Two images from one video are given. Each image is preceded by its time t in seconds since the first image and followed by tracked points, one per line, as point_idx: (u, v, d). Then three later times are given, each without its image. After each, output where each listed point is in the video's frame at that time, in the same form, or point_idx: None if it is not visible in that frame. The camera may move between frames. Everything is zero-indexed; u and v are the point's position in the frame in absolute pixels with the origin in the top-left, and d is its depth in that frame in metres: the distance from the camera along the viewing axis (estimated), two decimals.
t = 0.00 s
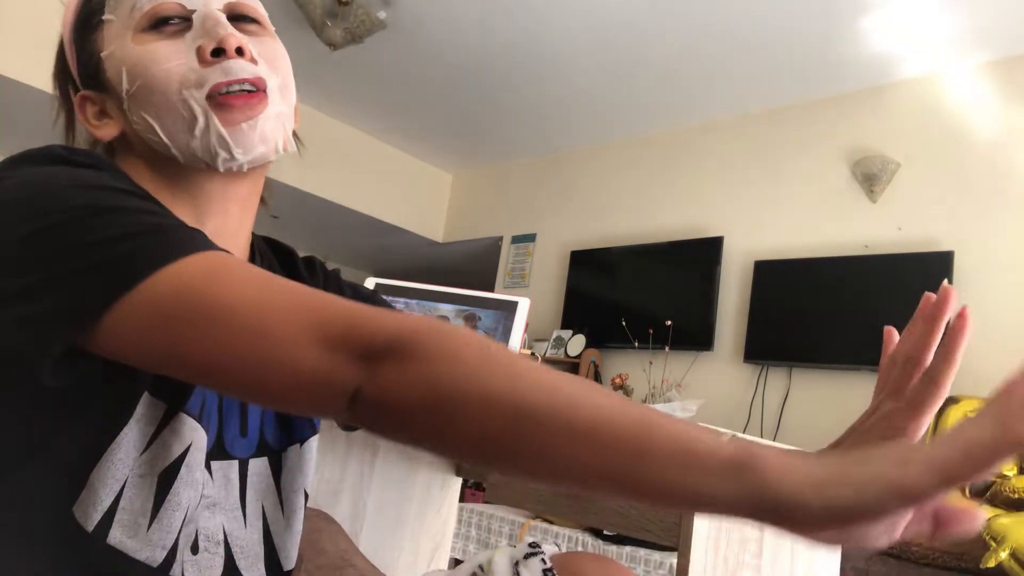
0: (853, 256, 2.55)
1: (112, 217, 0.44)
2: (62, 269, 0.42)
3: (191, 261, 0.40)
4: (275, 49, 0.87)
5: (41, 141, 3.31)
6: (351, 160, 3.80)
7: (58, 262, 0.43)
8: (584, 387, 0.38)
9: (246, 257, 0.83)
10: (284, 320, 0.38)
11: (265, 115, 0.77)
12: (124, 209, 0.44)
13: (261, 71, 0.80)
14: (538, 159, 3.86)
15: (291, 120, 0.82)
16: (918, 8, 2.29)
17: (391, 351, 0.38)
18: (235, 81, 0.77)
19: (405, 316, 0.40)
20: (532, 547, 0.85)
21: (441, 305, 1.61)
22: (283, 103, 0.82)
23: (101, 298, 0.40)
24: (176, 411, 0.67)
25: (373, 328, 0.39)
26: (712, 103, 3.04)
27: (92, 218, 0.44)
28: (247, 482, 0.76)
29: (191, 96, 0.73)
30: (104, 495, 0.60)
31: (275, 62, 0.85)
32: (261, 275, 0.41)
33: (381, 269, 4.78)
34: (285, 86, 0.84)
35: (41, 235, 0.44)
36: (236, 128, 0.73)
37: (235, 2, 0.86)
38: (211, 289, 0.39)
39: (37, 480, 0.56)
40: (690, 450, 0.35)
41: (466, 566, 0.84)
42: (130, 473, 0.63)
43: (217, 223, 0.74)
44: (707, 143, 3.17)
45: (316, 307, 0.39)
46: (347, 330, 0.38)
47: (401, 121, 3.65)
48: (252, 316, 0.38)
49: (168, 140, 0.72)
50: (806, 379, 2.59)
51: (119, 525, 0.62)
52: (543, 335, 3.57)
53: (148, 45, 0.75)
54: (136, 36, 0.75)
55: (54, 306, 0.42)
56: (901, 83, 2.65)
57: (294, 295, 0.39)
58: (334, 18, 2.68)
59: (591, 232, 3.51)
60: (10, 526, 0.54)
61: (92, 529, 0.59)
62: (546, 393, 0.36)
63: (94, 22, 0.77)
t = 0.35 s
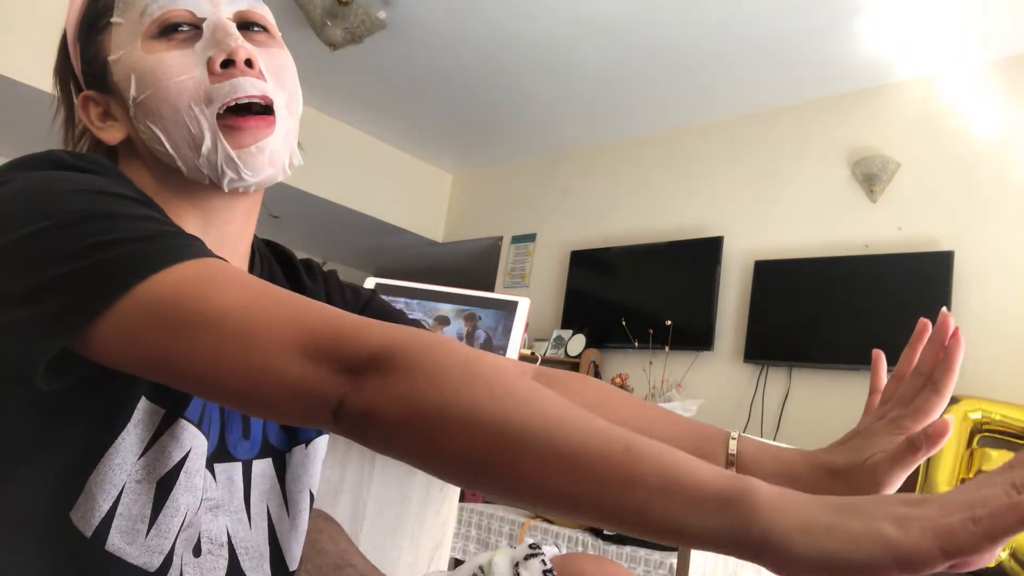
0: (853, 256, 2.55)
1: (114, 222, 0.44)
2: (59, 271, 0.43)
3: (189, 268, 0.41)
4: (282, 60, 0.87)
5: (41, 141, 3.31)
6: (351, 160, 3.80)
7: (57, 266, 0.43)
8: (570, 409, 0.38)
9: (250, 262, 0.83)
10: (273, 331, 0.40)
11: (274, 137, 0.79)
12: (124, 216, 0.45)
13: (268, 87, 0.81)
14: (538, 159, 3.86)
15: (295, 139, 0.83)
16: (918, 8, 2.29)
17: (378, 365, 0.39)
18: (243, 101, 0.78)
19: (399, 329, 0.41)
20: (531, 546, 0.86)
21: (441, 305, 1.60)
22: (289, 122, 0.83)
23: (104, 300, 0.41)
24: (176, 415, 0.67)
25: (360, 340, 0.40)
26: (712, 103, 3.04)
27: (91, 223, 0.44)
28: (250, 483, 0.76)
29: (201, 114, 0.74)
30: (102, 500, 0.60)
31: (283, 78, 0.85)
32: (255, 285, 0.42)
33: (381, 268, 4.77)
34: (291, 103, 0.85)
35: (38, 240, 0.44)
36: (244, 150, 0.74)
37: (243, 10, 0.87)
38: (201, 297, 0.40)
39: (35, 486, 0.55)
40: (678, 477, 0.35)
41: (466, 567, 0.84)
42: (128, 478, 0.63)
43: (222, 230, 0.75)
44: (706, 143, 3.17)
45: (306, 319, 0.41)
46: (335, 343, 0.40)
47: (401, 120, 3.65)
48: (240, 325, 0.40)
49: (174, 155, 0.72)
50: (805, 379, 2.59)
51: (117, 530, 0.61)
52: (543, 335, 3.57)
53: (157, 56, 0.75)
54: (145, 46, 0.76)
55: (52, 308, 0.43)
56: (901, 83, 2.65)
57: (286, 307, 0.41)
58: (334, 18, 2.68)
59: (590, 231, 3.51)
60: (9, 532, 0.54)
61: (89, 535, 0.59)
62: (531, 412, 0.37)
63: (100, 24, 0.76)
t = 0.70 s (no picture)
0: (853, 256, 2.55)
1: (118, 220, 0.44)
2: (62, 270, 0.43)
3: (191, 265, 0.41)
4: (297, 73, 0.88)
5: (41, 142, 3.31)
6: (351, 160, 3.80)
7: (62, 263, 0.43)
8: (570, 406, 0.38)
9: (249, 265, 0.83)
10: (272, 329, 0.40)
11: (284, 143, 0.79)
12: (130, 215, 0.45)
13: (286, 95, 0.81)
14: (538, 159, 3.86)
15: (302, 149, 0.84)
16: (917, 8, 2.29)
17: (377, 365, 0.39)
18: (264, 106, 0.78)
19: (399, 328, 0.41)
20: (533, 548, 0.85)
21: (441, 305, 1.59)
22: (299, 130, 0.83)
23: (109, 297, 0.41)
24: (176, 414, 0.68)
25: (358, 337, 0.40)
26: (712, 103, 3.05)
27: (98, 219, 0.44)
28: (251, 482, 0.76)
29: (216, 114, 0.73)
30: (103, 497, 0.60)
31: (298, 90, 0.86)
32: (253, 282, 0.42)
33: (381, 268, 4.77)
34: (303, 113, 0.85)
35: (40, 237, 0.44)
36: (255, 152, 0.74)
37: (263, 18, 0.88)
38: (201, 294, 0.40)
39: (37, 483, 0.55)
40: (677, 476, 0.36)
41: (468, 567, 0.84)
42: (130, 476, 0.63)
43: (224, 231, 0.75)
44: (706, 143, 3.17)
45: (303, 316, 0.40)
46: (332, 339, 0.40)
47: (401, 121, 3.65)
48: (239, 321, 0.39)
49: (185, 151, 0.72)
50: (805, 379, 2.59)
51: (119, 527, 0.61)
52: (543, 335, 3.56)
53: (177, 54, 0.75)
54: (162, 43, 0.76)
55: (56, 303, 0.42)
56: (901, 83, 2.66)
57: (285, 304, 0.41)
58: (334, 18, 2.68)
59: (590, 232, 3.51)
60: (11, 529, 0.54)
61: (91, 532, 0.59)
62: (532, 410, 0.37)
63: (116, 17, 0.76)
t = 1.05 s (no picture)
0: (853, 256, 2.55)
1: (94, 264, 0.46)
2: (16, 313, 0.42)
3: (121, 336, 0.41)
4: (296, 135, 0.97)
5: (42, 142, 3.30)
6: (352, 160, 3.79)
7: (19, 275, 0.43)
8: (452, 501, 0.36)
9: (218, 270, 0.80)
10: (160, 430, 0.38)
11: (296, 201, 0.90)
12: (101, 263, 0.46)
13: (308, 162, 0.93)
14: (539, 159, 3.86)
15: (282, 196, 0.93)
16: (920, 8, 2.28)
17: (259, 489, 0.37)
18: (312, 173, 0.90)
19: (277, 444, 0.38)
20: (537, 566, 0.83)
21: (441, 305, 1.57)
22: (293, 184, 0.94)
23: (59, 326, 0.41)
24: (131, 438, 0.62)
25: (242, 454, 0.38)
26: (713, 103, 3.04)
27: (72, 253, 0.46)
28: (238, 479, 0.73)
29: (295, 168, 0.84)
30: (73, 516, 0.60)
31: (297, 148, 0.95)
32: (172, 364, 0.40)
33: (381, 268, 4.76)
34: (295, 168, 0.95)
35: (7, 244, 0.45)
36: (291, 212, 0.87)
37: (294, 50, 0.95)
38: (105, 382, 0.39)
39: None
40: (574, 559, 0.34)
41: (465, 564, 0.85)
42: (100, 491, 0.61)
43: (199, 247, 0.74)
44: (707, 143, 3.17)
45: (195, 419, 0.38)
46: (214, 449, 0.38)
47: (402, 121, 3.65)
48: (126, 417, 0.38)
49: (260, 174, 0.78)
50: (805, 379, 2.59)
51: (92, 545, 0.61)
52: (543, 335, 3.56)
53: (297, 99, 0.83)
54: (290, 72, 0.82)
55: None
56: (902, 83, 2.65)
57: (160, 416, 0.38)
58: (334, 18, 2.65)
59: (591, 232, 3.50)
60: None
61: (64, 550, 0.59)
62: (417, 532, 0.35)
63: (266, 26, 0.79)
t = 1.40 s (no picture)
0: (853, 256, 2.55)
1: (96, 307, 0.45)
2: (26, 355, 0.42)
3: (102, 402, 0.42)
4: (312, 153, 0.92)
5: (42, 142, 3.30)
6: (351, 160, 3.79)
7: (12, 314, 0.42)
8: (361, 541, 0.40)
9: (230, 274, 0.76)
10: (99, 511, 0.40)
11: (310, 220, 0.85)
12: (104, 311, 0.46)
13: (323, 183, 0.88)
14: (538, 159, 3.86)
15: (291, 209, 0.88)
16: (918, 9, 2.29)
17: None
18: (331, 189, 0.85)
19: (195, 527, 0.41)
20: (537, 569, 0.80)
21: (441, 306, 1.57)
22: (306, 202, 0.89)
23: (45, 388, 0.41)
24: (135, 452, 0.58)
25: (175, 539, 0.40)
26: (713, 103, 3.04)
27: (76, 292, 0.45)
28: (251, 480, 0.70)
29: (316, 183, 0.79)
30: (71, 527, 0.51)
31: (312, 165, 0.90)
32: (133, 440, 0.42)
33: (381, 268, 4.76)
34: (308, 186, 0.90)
35: (0, 277, 0.43)
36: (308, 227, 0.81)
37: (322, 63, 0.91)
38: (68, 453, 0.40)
39: None
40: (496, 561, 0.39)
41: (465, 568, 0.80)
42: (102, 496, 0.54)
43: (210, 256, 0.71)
44: (706, 143, 3.18)
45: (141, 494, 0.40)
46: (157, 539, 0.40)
47: (402, 121, 3.65)
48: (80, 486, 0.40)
49: (276, 188, 0.73)
50: (805, 379, 2.59)
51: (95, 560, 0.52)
52: (543, 335, 3.55)
53: (322, 113, 0.79)
54: (313, 82, 0.77)
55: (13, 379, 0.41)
56: (901, 83, 2.66)
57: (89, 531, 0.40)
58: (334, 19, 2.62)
59: (591, 232, 3.50)
60: None
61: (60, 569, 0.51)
62: None
63: (292, 35, 0.76)
